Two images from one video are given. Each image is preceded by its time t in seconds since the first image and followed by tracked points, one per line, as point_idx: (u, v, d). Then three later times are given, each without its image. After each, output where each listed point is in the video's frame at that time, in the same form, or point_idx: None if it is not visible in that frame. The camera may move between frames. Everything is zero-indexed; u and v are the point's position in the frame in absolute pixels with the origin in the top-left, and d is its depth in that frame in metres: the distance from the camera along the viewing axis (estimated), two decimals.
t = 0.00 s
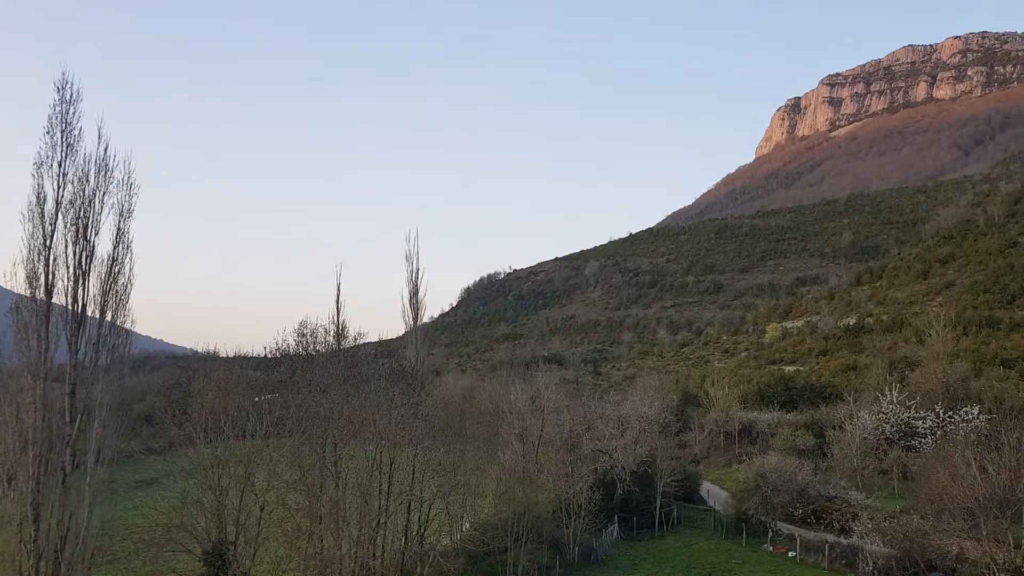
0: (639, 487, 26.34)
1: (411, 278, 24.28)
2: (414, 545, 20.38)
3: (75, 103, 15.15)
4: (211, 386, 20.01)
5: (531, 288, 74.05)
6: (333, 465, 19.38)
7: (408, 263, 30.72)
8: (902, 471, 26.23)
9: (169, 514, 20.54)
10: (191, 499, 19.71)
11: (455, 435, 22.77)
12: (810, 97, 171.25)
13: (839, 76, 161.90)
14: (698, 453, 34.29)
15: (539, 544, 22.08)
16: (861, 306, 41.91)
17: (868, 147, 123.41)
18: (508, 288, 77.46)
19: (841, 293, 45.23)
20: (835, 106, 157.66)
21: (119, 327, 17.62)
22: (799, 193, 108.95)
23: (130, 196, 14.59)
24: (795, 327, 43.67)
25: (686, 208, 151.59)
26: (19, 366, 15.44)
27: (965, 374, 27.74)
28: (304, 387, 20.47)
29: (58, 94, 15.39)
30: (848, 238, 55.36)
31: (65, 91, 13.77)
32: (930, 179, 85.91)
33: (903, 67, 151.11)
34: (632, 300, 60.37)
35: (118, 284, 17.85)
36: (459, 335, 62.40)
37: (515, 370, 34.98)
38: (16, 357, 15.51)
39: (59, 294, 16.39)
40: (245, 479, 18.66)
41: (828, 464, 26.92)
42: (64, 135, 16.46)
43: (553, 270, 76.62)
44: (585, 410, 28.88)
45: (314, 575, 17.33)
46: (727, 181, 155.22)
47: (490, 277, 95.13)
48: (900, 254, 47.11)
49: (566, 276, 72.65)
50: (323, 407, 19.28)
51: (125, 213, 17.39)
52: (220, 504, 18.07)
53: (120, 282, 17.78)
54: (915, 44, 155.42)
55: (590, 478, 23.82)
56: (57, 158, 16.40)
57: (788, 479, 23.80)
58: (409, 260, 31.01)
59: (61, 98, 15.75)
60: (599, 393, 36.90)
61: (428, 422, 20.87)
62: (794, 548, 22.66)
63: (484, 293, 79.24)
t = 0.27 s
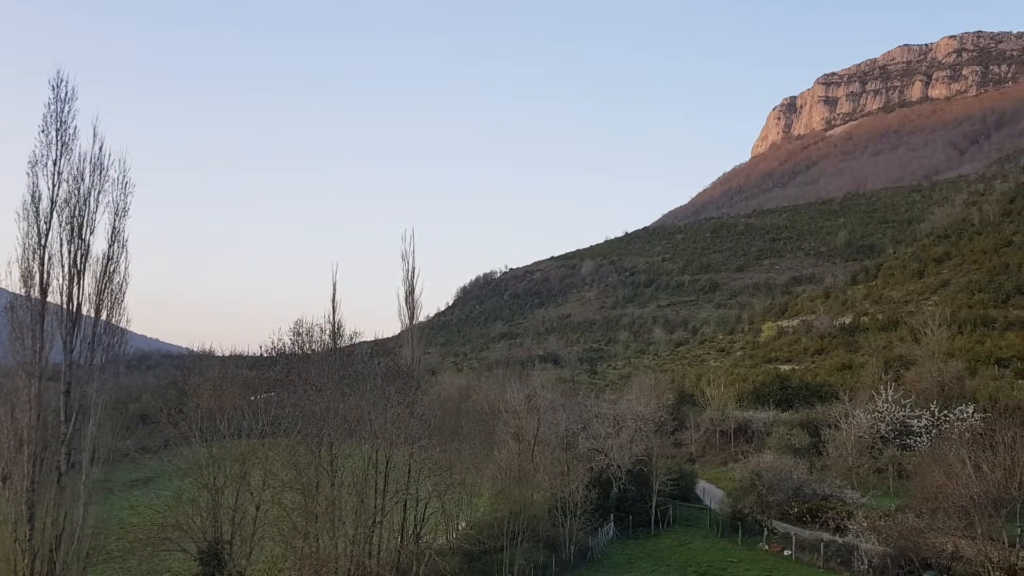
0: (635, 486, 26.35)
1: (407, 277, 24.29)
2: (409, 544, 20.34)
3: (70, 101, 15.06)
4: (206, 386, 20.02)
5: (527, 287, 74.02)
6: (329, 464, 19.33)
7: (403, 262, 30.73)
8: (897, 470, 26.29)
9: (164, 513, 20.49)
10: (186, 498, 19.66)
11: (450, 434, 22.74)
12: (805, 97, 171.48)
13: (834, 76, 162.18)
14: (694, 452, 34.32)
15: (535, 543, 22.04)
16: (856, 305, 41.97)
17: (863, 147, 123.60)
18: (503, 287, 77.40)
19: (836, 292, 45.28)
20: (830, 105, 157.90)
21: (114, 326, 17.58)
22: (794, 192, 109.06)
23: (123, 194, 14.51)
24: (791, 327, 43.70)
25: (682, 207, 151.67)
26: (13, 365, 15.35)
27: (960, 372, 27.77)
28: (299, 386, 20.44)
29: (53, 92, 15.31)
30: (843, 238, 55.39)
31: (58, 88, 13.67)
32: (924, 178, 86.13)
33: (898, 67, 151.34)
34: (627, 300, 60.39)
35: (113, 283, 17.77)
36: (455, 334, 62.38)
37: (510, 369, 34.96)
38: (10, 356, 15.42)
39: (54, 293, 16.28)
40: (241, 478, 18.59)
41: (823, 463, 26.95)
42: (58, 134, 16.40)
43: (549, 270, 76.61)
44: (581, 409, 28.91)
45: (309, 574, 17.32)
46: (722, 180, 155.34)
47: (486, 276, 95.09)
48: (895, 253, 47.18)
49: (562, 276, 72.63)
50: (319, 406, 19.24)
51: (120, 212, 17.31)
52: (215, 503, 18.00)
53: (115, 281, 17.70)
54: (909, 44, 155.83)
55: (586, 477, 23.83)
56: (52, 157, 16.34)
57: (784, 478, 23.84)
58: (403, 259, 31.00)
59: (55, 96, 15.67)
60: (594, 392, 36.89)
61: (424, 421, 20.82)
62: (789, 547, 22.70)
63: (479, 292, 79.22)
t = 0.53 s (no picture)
0: (625, 485, 26.41)
1: (397, 277, 24.31)
2: (399, 544, 20.28)
3: (59, 99, 14.90)
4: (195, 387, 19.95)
5: (518, 286, 73.99)
6: (319, 464, 19.25)
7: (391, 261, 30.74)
8: (885, 468, 26.43)
9: (152, 514, 20.42)
10: (174, 499, 19.59)
11: (440, 433, 22.71)
12: (794, 96, 172.04)
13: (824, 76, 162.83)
14: (683, 451, 34.40)
15: (525, 543, 21.99)
16: (845, 304, 42.13)
17: (851, 147, 124.05)
18: (494, 287, 77.34)
19: (826, 291, 45.41)
20: (819, 105, 158.40)
21: (102, 326, 17.36)
22: (784, 192, 109.44)
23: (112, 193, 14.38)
24: (780, 326, 43.83)
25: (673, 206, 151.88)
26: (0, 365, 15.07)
27: (948, 371, 27.90)
28: (288, 386, 20.39)
29: (41, 90, 15.14)
30: (833, 237, 55.60)
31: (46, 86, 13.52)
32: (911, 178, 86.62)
33: (888, 67, 152.19)
34: (618, 299, 60.45)
35: (101, 282, 17.60)
36: (445, 334, 62.32)
37: (498, 369, 34.93)
38: None
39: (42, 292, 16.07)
40: (230, 478, 18.46)
41: (812, 462, 27.06)
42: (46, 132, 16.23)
43: (540, 269, 76.60)
44: (570, 408, 28.98)
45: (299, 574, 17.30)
46: (713, 180, 155.66)
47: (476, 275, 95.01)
48: (884, 253, 47.36)
49: (553, 275, 72.63)
50: (308, 406, 19.18)
51: (108, 211, 17.16)
52: (205, 503, 17.85)
53: (103, 281, 17.54)
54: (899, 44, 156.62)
55: (576, 476, 23.87)
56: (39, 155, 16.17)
57: (773, 477, 23.95)
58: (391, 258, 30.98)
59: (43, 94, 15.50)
60: (583, 391, 36.91)
61: (414, 421, 20.75)
62: (778, 545, 22.79)
63: (470, 291, 79.14)
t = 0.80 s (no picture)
0: (624, 483, 26.44)
1: (396, 275, 24.33)
2: (399, 542, 20.22)
3: (57, 97, 14.85)
4: (195, 385, 19.97)
5: (517, 284, 73.99)
6: (318, 462, 19.18)
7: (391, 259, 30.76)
8: (884, 467, 26.46)
9: (151, 512, 20.44)
10: (173, 496, 19.60)
11: (439, 431, 22.68)
12: (794, 95, 171.91)
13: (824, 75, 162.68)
14: (682, 450, 34.43)
15: (524, 540, 21.89)
16: (844, 302, 42.12)
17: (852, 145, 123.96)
18: (493, 285, 77.30)
19: (825, 290, 45.39)
20: (819, 103, 158.23)
21: (102, 324, 17.18)
22: (783, 190, 109.37)
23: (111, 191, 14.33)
24: (779, 325, 43.85)
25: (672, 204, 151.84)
26: None
27: (946, 370, 27.88)
28: (287, 384, 20.38)
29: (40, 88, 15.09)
30: (831, 236, 55.58)
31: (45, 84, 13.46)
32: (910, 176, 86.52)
33: (886, 66, 152.03)
34: (617, 298, 60.48)
35: (100, 280, 17.55)
36: (445, 332, 62.35)
37: (497, 367, 34.96)
38: None
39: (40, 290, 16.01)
40: (229, 476, 18.37)
41: (811, 460, 27.08)
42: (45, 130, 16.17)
43: (539, 267, 76.60)
44: (570, 407, 29.01)
45: (298, 572, 17.31)
46: (712, 178, 155.62)
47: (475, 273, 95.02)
48: (883, 252, 47.35)
49: (551, 273, 72.58)
50: (307, 404, 19.13)
51: (107, 209, 17.12)
52: (204, 501, 17.73)
53: (101, 278, 17.48)
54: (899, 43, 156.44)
55: (575, 474, 23.88)
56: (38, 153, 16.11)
57: (772, 475, 23.98)
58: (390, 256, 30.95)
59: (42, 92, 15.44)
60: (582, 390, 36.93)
61: (413, 419, 20.68)
62: (777, 544, 22.84)
63: (469, 290, 79.16)
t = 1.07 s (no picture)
0: (622, 479, 26.47)
1: (396, 270, 24.30)
2: (398, 537, 20.24)
3: (55, 90, 14.73)
4: (195, 380, 19.96)
5: (516, 280, 73.97)
6: (317, 457, 19.17)
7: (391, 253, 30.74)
8: (882, 463, 26.49)
9: (150, 506, 20.45)
10: (173, 491, 19.62)
11: (438, 427, 22.69)
12: (794, 91, 171.59)
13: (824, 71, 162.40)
14: (680, 446, 34.47)
15: (522, 536, 21.97)
16: (843, 298, 42.11)
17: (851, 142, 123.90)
18: (492, 281, 77.34)
19: (824, 287, 45.37)
20: (819, 100, 158.04)
21: (102, 318, 16.81)
22: (782, 187, 109.30)
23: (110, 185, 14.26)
24: (778, 321, 43.86)
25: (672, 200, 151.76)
26: None
27: (945, 366, 27.88)
28: (286, 379, 20.36)
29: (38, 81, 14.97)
30: (831, 233, 55.56)
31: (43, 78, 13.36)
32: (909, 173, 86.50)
33: (886, 63, 151.80)
34: (616, 294, 60.50)
35: (99, 275, 17.47)
36: (444, 328, 62.37)
37: (496, 361, 34.96)
38: None
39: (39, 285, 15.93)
40: (227, 470, 18.38)
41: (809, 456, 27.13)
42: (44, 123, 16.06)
43: (538, 263, 76.58)
44: (569, 402, 29.01)
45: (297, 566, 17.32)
46: (711, 174, 155.52)
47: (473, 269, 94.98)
48: (882, 248, 47.33)
49: (550, 269, 72.59)
50: (306, 399, 19.12)
51: (106, 204, 17.03)
52: (202, 495, 17.75)
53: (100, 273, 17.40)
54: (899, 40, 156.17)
55: (574, 470, 23.90)
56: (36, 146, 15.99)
57: (770, 471, 24.03)
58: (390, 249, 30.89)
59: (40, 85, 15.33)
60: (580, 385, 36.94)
61: (412, 414, 20.67)
62: (775, 540, 22.90)
63: (468, 285, 79.13)
